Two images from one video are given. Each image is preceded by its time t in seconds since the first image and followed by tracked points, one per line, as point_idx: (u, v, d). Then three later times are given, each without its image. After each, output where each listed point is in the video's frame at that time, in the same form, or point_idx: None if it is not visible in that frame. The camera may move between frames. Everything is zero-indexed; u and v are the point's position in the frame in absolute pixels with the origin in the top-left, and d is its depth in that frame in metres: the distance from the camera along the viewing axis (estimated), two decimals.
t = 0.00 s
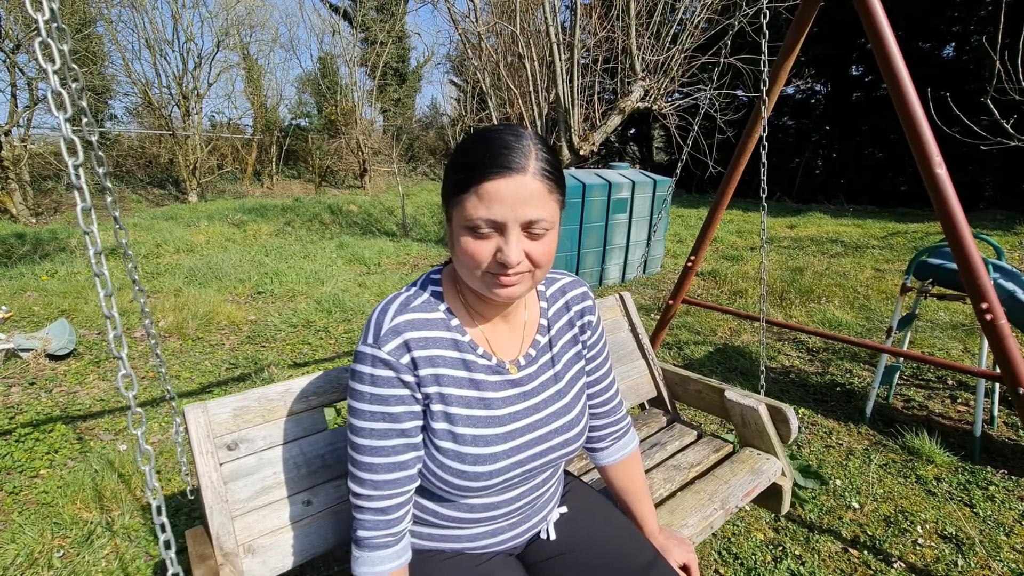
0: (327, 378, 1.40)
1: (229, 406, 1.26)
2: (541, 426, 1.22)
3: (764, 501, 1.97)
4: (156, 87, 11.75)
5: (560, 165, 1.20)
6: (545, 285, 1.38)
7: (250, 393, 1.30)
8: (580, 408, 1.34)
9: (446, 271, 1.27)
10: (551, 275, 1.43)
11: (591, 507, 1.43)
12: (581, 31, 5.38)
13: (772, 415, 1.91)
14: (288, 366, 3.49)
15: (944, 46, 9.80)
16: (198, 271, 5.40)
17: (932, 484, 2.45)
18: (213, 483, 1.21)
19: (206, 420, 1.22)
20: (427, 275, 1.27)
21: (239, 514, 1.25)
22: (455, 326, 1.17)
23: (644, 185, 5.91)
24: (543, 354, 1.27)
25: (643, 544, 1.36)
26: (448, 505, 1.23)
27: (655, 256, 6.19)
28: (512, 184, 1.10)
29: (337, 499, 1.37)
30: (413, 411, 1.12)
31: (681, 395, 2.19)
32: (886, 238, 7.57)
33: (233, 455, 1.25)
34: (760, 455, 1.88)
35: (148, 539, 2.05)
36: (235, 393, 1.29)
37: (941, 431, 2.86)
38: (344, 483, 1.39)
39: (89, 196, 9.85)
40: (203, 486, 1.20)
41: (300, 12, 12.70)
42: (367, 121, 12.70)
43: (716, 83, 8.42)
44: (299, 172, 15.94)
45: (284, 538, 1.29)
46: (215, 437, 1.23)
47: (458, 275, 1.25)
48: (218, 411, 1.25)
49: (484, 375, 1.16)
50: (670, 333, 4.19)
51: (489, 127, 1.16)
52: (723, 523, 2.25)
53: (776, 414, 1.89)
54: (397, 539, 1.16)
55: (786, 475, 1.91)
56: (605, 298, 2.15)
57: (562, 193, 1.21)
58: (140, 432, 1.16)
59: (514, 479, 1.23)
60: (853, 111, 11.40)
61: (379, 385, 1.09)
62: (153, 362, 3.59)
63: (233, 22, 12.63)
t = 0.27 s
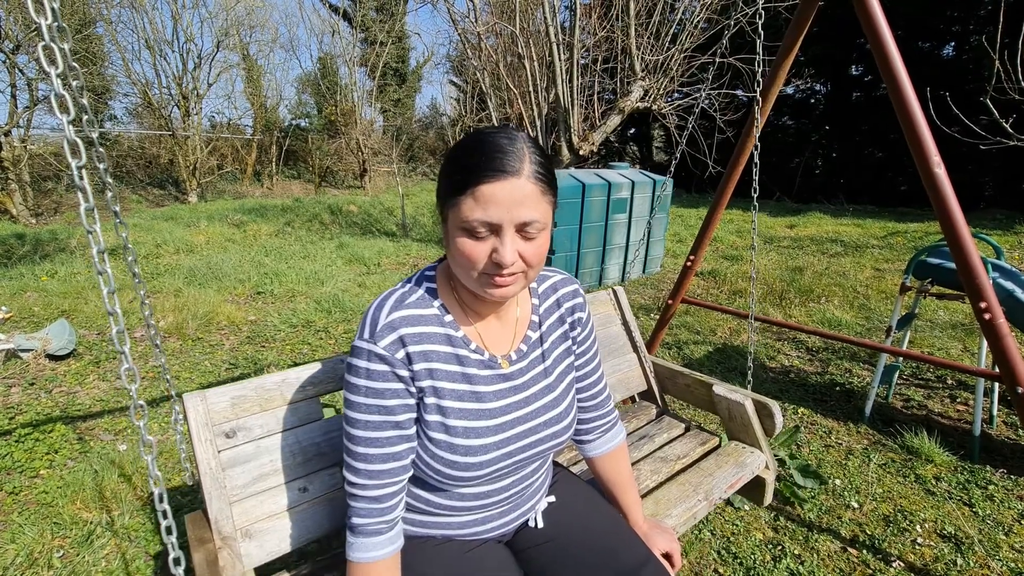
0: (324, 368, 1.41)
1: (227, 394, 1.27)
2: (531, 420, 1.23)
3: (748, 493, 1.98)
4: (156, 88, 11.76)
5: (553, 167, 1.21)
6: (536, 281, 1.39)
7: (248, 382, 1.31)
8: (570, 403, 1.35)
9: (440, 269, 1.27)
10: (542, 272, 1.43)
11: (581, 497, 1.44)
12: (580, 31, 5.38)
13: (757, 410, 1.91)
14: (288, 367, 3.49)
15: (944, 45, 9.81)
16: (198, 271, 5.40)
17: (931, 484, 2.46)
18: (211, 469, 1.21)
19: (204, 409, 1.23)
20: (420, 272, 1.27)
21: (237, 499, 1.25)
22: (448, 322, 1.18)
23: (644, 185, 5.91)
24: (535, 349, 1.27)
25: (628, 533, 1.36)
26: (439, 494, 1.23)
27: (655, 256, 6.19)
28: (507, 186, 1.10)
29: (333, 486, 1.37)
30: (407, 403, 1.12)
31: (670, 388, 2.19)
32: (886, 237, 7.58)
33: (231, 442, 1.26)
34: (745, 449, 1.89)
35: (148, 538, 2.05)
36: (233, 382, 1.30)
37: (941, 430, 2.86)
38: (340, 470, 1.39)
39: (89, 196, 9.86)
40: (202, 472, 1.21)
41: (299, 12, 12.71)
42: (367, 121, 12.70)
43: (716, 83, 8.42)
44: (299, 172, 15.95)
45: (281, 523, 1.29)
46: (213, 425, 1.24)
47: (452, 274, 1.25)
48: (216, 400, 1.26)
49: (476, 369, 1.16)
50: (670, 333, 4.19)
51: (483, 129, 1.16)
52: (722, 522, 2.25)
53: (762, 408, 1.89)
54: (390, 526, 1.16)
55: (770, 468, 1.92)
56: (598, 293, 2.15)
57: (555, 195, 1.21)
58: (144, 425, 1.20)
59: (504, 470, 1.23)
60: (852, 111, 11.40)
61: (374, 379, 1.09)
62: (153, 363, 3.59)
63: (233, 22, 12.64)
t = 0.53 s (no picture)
0: (322, 365, 1.41)
1: (227, 391, 1.27)
2: (526, 417, 1.23)
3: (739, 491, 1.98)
4: (156, 89, 11.77)
5: (548, 166, 1.21)
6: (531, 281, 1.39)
7: (247, 378, 1.31)
8: (565, 402, 1.35)
9: (436, 270, 1.27)
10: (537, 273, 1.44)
11: (575, 494, 1.44)
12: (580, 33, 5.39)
13: (750, 409, 1.91)
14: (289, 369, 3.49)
15: (943, 47, 9.83)
16: (198, 273, 5.41)
17: (931, 485, 2.46)
18: (211, 465, 1.22)
19: (204, 405, 1.23)
20: (416, 273, 1.27)
21: (236, 494, 1.25)
22: (444, 322, 1.18)
23: (644, 186, 5.92)
24: (529, 349, 1.28)
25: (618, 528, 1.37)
26: (433, 491, 1.23)
27: (655, 257, 6.19)
28: (503, 185, 1.10)
29: (331, 482, 1.38)
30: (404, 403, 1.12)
31: (664, 387, 2.18)
32: (885, 238, 7.58)
33: (230, 438, 1.26)
34: (737, 448, 1.89)
35: (148, 540, 2.05)
36: (232, 379, 1.30)
37: (941, 431, 2.87)
38: (338, 466, 1.39)
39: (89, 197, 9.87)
40: (201, 467, 1.21)
41: (300, 13, 12.72)
42: (367, 122, 12.71)
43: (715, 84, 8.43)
44: (299, 173, 15.96)
45: (279, 518, 1.29)
46: (213, 421, 1.24)
47: (448, 275, 1.25)
48: (216, 396, 1.26)
49: (471, 368, 1.17)
50: (670, 334, 4.19)
51: (478, 131, 1.16)
52: (722, 523, 2.25)
53: (754, 408, 1.89)
54: (387, 522, 1.16)
55: (761, 467, 1.92)
56: (593, 291, 2.15)
57: (549, 194, 1.22)
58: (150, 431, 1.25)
59: (499, 469, 1.23)
60: (852, 112, 11.41)
61: (371, 378, 1.09)
62: (154, 364, 3.59)
63: (233, 24, 12.65)
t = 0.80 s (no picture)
0: (324, 367, 1.41)
1: (228, 393, 1.27)
2: (530, 417, 1.23)
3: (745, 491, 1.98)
4: (157, 89, 11.78)
5: (552, 166, 1.21)
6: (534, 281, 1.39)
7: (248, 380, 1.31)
8: (568, 401, 1.35)
9: (438, 269, 1.27)
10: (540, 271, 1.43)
11: (580, 495, 1.44)
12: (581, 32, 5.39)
13: (755, 409, 1.91)
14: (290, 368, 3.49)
15: (944, 45, 9.80)
16: (199, 272, 5.41)
17: (933, 484, 2.45)
18: (212, 467, 1.22)
19: (205, 407, 1.23)
20: (419, 271, 1.27)
21: (238, 497, 1.25)
22: (447, 321, 1.18)
23: (644, 185, 5.92)
24: (533, 348, 1.28)
25: (623, 528, 1.36)
26: (437, 492, 1.23)
27: (656, 256, 6.19)
28: (508, 185, 1.10)
29: (333, 484, 1.38)
30: (406, 403, 1.12)
31: (668, 387, 2.18)
32: (886, 237, 7.58)
33: (232, 440, 1.26)
34: (742, 449, 1.89)
35: (150, 539, 2.05)
36: (234, 381, 1.30)
37: (943, 430, 2.86)
38: (340, 468, 1.39)
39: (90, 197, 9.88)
40: (203, 470, 1.21)
41: (300, 13, 12.71)
42: (367, 122, 12.70)
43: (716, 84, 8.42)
44: (300, 173, 15.96)
45: (281, 521, 1.29)
46: (214, 423, 1.24)
47: (451, 273, 1.25)
48: (217, 398, 1.26)
49: (474, 367, 1.16)
50: (671, 333, 4.19)
51: (483, 130, 1.16)
52: (723, 522, 2.25)
53: (760, 408, 1.89)
54: (389, 524, 1.16)
55: (767, 467, 1.92)
56: (597, 292, 2.15)
57: (553, 194, 1.22)
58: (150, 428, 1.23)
59: (502, 469, 1.23)
60: (853, 111, 11.40)
61: (373, 378, 1.09)
62: (155, 364, 3.60)
63: (233, 24, 12.65)
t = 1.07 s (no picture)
0: (327, 375, 1.41)
1: (230, 401, 1.27)
2: (539, 423, 1.23)
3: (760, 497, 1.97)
4: (158, 88, 11.79)
5: (562, 165, 1.21)
6: (543, 283, 1.39)
7: (251, 388, 1.31)
8: (578, 406, 1.35)
9: (445, 271, 1.27)
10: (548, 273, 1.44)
11: (588, 503, 1.44)
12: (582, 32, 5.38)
13: (768, 413, 1.90)
14: (291, 367, 3.49)
15: (945, 45, 9.79)
16: (200, 272, 5.41)
17: (934, 484, 2.45)
18: (214, 477, 1.22)
19: (207, 416, 1.23)
20: (426, 274, 1.27)
21: (240, 508, 1.25)
22: (454, 324, 1.18)
23: (645, 185, 5.91)
24: (542, 352, 1.27)
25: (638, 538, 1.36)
26: (446, 502, 1.23)
27: (657, 256, 6.19)
28: (518, 185, 1.10)
29: (338, 494, 1.38)
30: (412, 409, 1.12)
31: (677, 392, 2.18)
32: (887, 237, 7.59)
33: (234, 449, 1.26)
34: (755, 453, 1.89)
35: (152, 538, 2.05)
36: (237, 389, 1.30)
37: (944, 430, 2.86)
38: (344, 478, 1.39)
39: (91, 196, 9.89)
40: (205, 479, 1.21)
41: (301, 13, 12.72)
42: (368, 121, 12.70)
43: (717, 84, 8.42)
44: (300, 173, 15.96)
45: (285, 532, 1.29)
46: (217, 432, 1.24)
47: (458, 275, 1.25)
48: (220, 407, 1.26)
49: (482, 372, 1.16)
50: (672, 333, 4.19)
51: (492, 129, 1.16)
52: (725, 522, 2.25)
53: (772, 412, 1.88)
54: (395, 534, 1.16)
55: (781, 472, 1.91)
56: (604, 296, 2.14)
57: (563, 193, 1.22)
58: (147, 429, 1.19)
59: (512, 476, 1.23)
60: (854, 111, 11.40)
61: (379, 384, 1.09)
62: (156, 363, 3.60)
63: (234, 23, 12.66)
